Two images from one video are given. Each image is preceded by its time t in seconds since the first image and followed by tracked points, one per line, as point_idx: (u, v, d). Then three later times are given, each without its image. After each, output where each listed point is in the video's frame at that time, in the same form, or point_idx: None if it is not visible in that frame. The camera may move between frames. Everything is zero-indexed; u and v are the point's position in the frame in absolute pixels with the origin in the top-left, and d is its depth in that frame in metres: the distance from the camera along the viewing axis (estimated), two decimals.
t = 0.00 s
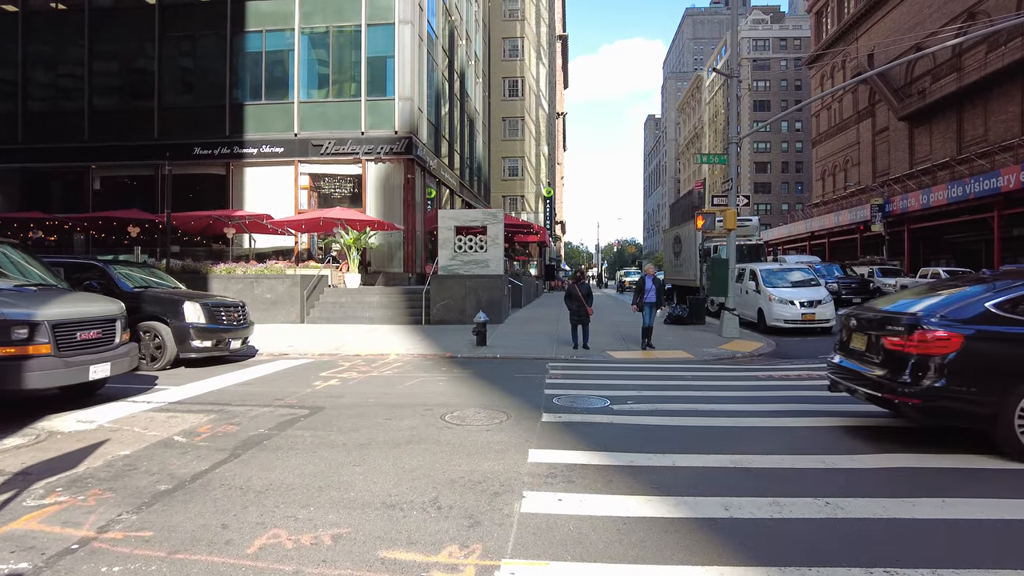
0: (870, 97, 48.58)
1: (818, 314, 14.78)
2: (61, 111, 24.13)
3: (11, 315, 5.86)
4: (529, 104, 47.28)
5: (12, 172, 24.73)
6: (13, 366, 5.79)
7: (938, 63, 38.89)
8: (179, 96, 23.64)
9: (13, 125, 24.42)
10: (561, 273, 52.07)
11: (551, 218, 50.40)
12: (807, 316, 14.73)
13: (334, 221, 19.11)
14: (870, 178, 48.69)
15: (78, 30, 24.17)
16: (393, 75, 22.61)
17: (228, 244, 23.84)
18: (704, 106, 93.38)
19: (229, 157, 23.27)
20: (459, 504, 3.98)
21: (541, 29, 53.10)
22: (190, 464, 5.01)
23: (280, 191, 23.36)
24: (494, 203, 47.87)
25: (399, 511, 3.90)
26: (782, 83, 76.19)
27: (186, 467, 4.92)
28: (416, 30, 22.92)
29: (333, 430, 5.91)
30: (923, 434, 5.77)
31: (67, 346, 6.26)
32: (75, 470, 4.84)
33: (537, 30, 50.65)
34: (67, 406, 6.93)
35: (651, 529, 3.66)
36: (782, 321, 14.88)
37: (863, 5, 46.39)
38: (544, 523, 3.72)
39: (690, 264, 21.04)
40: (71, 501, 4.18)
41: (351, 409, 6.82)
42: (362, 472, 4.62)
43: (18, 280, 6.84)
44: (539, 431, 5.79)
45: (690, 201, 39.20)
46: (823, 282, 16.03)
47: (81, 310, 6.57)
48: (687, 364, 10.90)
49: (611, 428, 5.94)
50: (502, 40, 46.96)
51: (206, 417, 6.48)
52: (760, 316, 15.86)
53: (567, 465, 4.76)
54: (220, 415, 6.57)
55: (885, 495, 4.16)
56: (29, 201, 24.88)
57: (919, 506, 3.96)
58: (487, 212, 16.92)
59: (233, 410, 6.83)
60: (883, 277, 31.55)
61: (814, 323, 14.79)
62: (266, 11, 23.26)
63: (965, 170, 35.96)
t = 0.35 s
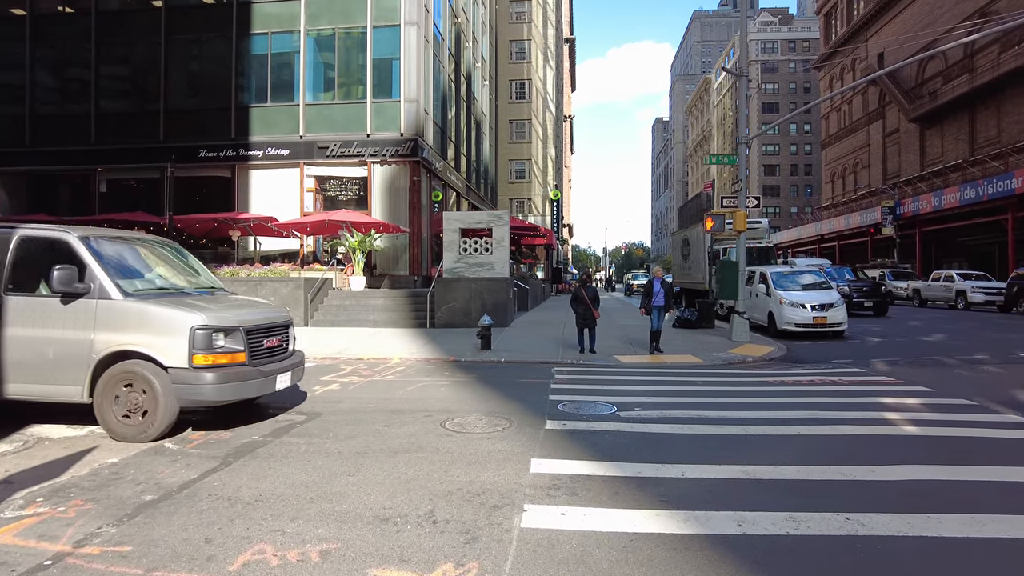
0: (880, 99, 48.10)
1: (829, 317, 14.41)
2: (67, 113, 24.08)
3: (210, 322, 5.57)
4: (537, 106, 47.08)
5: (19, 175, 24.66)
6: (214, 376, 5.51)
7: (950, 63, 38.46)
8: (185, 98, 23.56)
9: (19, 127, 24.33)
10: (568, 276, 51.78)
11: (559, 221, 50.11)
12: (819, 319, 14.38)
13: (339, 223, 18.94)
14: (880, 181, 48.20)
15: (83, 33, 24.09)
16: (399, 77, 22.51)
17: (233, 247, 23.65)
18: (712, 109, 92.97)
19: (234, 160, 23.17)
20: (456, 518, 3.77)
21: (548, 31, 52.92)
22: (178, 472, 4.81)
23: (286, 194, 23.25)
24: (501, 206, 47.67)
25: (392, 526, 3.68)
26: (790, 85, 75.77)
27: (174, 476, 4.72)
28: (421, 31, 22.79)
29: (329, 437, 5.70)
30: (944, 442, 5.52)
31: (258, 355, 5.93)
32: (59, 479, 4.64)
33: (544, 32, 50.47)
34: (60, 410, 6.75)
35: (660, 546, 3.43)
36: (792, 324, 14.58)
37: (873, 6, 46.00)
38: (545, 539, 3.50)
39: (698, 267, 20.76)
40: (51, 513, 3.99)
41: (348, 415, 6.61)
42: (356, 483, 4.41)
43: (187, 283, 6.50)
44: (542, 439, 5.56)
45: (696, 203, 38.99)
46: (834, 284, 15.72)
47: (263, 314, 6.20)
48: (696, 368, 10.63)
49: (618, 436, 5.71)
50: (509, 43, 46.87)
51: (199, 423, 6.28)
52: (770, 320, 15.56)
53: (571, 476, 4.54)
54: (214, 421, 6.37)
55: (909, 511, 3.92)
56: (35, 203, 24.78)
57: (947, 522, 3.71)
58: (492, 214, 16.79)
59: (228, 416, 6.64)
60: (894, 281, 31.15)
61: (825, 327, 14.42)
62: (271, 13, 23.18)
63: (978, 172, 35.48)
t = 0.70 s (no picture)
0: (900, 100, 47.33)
1: (850, 322, 14.07)
2: (85, 121, 24.26)
3: (446, 329, 5.15)
4: (551, 110, 46.94)
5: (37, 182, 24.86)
6: (455, 388, 5.10)
7: (972, 62, 37.70)
8: (200, 105, 23.65)
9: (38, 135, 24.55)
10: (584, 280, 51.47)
11: (573, 225, 49.85)
12: (839, 324, 14.06)
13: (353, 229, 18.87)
14: (900, 183, 47.43)
15: (100, 41, 24.28)
16: (412, 82, 22.46)
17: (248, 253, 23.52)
18: (729, 111, 92.27)
19: (249, 166, 23.20)
20: (457, 536, 3.59)
21: (562, 35, 52.80)
22: (176, 483, 4.65)
23: (300, 200, 23.27)
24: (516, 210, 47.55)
25: (391, 544, 3.51)
26: (808, 87, 74.93)
27: (171, 488, 4.57)
28: (434, 36, 22.75)
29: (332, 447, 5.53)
30: (975, 454, 5.24)
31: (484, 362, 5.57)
32: (54, 490, 4.51)
33: (558, 36, 50.34)
34: (65, 417, 6.66)
35: (673, 569, 3.21)
36: (812, 329, 14.26)
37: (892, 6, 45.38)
38: (551, 560, 3.30)
39: (715, 271, 20.44)
40: (41, 526, 3.85)
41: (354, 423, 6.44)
42: (355, 497, 4.25)
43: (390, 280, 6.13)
44: (551, 450, 5.35)
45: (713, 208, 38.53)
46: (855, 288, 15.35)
47: (476, 316, 5.85)
48: (713, 375, 10.35)
49: (632, 447, 5.49)
50: (523, 47, 46.85)
51: (201, 432, 6.14)
52: (789, 325, 15.22)
53: (580, 490, 4.33)
54: (218, 430, 6.24)
55: (941, 532, 3.66)
56: (54, 211, 24.99)
57: (983, 545, 3.45)
58: (506, 218, 16.47)
59: (232, 424, 6.51)
60: (916, 284, 30.56)
61: (846, 332, 14.10)
62: (285, 19, 23.26)
63: (1002, 173, 34.72)
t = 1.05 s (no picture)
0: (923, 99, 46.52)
1: (874, 325, 13.71)
2: (105, 124, 24.44)
3: (732, 327, 4.72)
4: (567, 112, 46.74)
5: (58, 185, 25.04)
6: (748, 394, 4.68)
7: (997, 61, 36.81)
8: (218, 108, 23.75)
9: (59, 139, 24.78)
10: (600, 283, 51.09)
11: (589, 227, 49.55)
12: (863, 327, 13.71)
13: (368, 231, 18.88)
14: (923, 184, 46.59)
15: (121, 46, 24.51)
16: (428, 84, 22.38)
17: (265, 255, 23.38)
18: (746, 113, 91.37)
19: (266, 168, 23.21)
20: (467, 548, 3.41)
21: (579, 37, 52.62)
22: (181, 488, 4.52)
23: (317, 202, 23.26)
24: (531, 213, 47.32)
25: (398, 554, 3.34)
26: (827, 88, 73.99)
27: (175, 493, 4.43)
28: (450, 37, 22.66)
29: (342, 451, 5.37)
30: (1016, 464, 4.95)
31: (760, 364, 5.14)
32: (58, 493, 4.40)
33: (574, 38, 50.16)
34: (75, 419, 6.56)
35: None
36: (835, 332, 13.88)
37: (915, 5, 44.63)
38: (567, 573, 3.12)
39: (735, 274, 20.12)
40: (41, 531, 3.74)
41: (364, 428, 6.28)
42: (363, 504, 4.09)
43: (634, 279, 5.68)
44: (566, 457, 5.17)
45: (731, 210, 38.01)
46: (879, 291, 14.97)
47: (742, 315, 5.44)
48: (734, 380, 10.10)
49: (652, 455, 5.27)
50: (540, 49, 46.71)
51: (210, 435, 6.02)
52: (811, 328, 14.88)
53: (597, 500, 4.14)
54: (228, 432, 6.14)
55: (987, 549, 3.41)
56: (74, 213, 25.16)
57: None
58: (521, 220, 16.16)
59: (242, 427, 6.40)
60: (941, 287, 29.90)
61: (870, 335, 13.73)
62: (302, 22, 23.31)
63: None
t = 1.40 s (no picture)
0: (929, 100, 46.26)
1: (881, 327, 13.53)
2: (110, 123, 24.37)
3: None
4: (571, 112, 46.57)
5: (61, 184, 24.99)
6: None
7: (1006, 61, 36.36)
8: (221, 107, 23.65)
9: (64, 138, 24.73)
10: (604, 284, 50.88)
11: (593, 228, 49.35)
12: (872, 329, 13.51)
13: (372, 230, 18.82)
14: (929, 185, 46.29)
15: (125, 45, 24.47)
16: (431, 83, 22.26)
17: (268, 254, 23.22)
18: (751, 113, 91.07)
19: (269, 168, 23.10)
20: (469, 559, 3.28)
21: (583, 36, 52.43)
22: (175, 494, 4.39)
23: (320, 203, 23.13)
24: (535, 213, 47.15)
25: (397, 566, 3.21)
26: (833, 88, 73.62)
27: (169, 499, 4.30)
28: (454, 37, 22.54)
29: (342, 456, 5.24)
30: None
31: None
32: (50, 499, 4.28)
33: (579, 39, 50.03)
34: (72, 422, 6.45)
35: None
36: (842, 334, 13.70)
37: (921, 5, 44.33)
38: None
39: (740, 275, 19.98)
40: (30, 539, 3.62)
41: (365, 431, 6.15)
42: (363, 512, 3.96)
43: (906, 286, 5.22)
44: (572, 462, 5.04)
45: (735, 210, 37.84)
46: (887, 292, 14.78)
47: None
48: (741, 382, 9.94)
49: (659, 460, 5.15)
50: (544, 49, 46.58)
51: (208, 438, 5.90)
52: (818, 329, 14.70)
53: (604, 508, 4.00)
54: (226, 435, 6.02)
55: (1014, 563, 3.26)
56: (77, 212, 25.10)
57: None
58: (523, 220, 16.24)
59: (242, 429, 6.28)
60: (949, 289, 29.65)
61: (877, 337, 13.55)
62: (306, 21, 23.23)
63: None
